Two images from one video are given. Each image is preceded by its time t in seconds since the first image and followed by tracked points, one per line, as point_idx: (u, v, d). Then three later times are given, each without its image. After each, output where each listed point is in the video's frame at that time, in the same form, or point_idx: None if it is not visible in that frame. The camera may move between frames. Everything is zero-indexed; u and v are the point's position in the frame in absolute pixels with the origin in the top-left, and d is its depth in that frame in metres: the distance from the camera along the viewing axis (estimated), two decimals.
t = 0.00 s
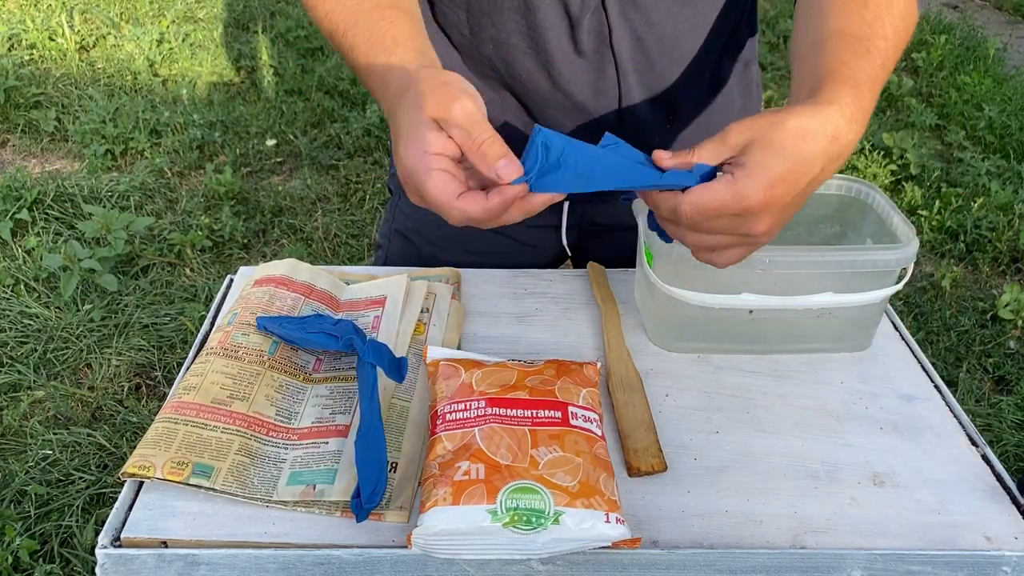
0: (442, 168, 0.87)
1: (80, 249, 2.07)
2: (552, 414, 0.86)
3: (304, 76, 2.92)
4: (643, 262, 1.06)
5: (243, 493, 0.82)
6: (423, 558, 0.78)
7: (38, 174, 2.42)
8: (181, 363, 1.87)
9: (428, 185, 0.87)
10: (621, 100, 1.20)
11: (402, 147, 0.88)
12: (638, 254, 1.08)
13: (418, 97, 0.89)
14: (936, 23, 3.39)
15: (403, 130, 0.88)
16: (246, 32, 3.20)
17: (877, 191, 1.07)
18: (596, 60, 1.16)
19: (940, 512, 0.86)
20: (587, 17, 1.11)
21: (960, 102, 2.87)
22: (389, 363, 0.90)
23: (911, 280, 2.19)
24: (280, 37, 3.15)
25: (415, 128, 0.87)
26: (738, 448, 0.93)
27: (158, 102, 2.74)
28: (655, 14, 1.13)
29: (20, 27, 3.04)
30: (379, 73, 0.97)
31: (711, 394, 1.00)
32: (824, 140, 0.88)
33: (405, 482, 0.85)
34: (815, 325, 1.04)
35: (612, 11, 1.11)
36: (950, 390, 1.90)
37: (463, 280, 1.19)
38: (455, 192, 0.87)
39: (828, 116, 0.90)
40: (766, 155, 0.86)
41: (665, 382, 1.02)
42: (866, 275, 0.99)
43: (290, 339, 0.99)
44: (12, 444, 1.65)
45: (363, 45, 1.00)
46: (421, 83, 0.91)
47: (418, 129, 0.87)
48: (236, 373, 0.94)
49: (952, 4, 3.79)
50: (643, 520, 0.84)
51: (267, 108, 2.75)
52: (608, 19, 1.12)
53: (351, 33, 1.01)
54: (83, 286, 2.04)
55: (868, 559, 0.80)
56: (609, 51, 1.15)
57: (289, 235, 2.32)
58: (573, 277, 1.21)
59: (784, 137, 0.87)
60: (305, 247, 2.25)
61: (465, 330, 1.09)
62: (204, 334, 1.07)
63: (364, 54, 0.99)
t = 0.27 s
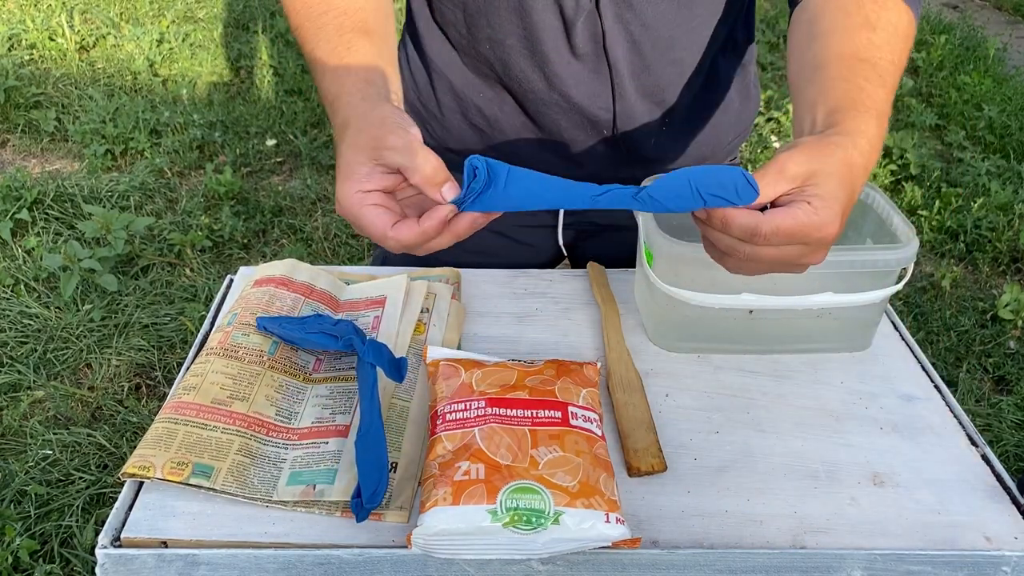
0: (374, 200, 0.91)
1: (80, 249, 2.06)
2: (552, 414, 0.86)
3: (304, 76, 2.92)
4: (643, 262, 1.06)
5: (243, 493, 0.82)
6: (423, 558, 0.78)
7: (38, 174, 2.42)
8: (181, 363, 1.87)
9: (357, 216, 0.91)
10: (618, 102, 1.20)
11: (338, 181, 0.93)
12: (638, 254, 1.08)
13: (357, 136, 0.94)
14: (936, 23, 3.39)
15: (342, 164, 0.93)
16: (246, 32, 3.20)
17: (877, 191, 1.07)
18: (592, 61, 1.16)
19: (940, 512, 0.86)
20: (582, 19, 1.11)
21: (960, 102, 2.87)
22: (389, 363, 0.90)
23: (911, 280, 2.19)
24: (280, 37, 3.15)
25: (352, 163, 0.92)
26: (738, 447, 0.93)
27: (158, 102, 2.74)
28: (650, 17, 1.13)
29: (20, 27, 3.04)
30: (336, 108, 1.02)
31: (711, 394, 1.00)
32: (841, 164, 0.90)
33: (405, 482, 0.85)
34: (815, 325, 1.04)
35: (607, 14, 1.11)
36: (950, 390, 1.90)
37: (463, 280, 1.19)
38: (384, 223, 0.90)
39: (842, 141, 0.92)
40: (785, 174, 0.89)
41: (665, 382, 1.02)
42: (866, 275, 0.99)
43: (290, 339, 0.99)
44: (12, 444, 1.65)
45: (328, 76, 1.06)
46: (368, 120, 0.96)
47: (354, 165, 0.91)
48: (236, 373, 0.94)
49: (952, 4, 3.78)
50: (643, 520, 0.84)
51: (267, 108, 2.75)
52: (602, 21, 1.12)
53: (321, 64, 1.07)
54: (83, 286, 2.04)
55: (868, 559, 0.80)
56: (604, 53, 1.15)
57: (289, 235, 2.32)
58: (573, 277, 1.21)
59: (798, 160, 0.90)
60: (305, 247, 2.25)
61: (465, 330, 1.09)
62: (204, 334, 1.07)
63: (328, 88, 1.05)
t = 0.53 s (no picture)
0: (492, 162, 0.84)
1: (80, 249, 2.07)
2: (552, 414, 0.86)
3: (304, 76, 2.92)
4: (643, 262, 1.06)
5: (243, 493, 0.82)
6: (423, 558, 0.78)
7: (38, 174, 2.42)
8: (181, 363, 1.87)
9: (474, 175, 0.84)
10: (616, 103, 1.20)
11: (452, 139, 0.85)
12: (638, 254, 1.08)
13: (472, 95, 0.87)
14: (936, 24, 3.40)
15: (454, 123, 0.85)
16: (246, 32, 3.20)
17: (877, 191, 1.07)
18: (592, 61, 1.16)
19: (940, 512, 0.86)
20: (583, 17, 1.11)
21: (960, 102, 2.87)
22: (389, 363, 0.89)
23: (911, 280, 2.19)
24: (280, 37, 3.15)
25: (468, 122, 0.84)
26: (738, 447, 0.93)
27: (158, 102, 2.74)
28: (649, 16, 1.14)
29: (20, 27, 3.04)
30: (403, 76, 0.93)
31: (711, 394, 1.00)
32: (771, 174, 0.93)
33: (405, 482, 0.85)
34: (816, 325, 1.04)
35: (607, 12, 1.12)
36: (950, 390, 1.90)
37: (463, 280, 1.19)
38: (511, 183, 0.83)
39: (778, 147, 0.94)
40: (728, 181, 0.89)
41: (665, 382, 1.02)
42: (867, 275, 0.99)
43: (290, 339, 0.98)
44: (12, 444, 1.65)
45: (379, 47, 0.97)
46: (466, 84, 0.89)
47: (469, 123, 0.84)
48: (236, 373, 0.94)
49: (952, 5, 3.78)
50: (643, 520, 0.84)
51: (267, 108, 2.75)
52: (603, 19, 1.12)
53: (369, 34, 0.98)
54: (83, 286, 2.04)
55: (868, 559, 0.80)
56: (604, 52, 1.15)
57: (289, 235, 2.32)
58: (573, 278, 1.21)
59: (751, 163, 0.90)
60: (305, 247, 2.25)
61: (465, 330, 1.09)
62: (204, 334, 1.07)
63: (385, 56, 0.96)
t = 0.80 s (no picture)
0: (526, 150, 0.80)
1: (80, 249, 2.07)
2: (552, 414, 0.86)
3: (304, 76, 2.92)
4: (643, 262, 1.06)
5: (243, 493, 0.83)
6: (423, 558, 0.78)
7: (38, 174, 2.42)
8: (181, 363, 1.87)
9: (506, 161, 0.79)
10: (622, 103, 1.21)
11: (493, 118, 0.80)
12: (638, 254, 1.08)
13: (512, 86, 0.84)
14: (936, 24, 3.40)
15: (495, 106, 0.81)
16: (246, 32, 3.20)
17: (877, 191, 1.07)
18: (598, 61, 1.16)
19: (940, 512, 0.86)
20: (591, 16, 1.12)
21: (960, 102, 2.87)
22: (389, 363, 0.89)
23: (911, 280, 2.19)
24: (280, 37, 3.15)
25: (511, 108, 0.81)
26: (738, 448, 0.93)
27: (158, 102, 2.74)
28: (657, 14, 1.14)
29: (20, 27, 3.04)
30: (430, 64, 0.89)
31: (711, 394, 1.00)
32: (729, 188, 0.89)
33: (405, 481, 0.85)
34: (815, 325, 1.04)
35: (616, 9, 1.12)
36: (950, 390, 1.90)
37: (463, 280, 1.19)
38: (540, 177, 0.80)
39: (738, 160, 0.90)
40: (696, 190, 0.84)
41: (665, 382, 1.02)
42: (867, 275, 0.99)
43: (289, 339, 0.98)
44: (12, 444, 1.65)
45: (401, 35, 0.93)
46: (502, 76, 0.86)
47: (511, 110, 0.81)
48: (236, 373, 0.94)
49: (952, 4, 3.78)
50: (643, 520, 0.84)
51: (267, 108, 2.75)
52: (611, 17, 1.13)
53: (390, 22, 0.94)
54: (83, 286, 2.04)
55: (868, 559, 0.80)
56: (611, 51, 1.15)
57: (289, 235, 2.32)
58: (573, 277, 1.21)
59: (720, 174, 0.85)
60: (305, 247, 2.25)
61: (465, 330, 1.09)
62: (204, 334, 1.07)
63: (410, 44, 0.91)
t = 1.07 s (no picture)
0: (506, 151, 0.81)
1: (80, 249, 2.07)
2: (552, 414, 0.86)
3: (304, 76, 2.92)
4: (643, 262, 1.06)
5: (243, 493, 0.82)
6: (423, 558, 0.78)
7: (38, 174, 2.42)
8: (181, 363, 1.88)
9: (485, 165, 0.81)
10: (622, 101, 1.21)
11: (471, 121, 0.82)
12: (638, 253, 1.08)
13: (497, 78, 0.84)
14: (936, 24, 3.40)
15: (476, 105, 0.82)
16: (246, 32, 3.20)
17: (877, 191, 1.07)
18: (596, 61, 1.16)
19: (940, 512, 0.86)
20: (588, 16, 1.12)
21: (960, 102, 2.87)
22: (389, 363, 0.89)
23: (911, 280, 2.19)
24: (280, 37, 3.15)
25: (492, 106, 0.81)
26: (738, 448, 0.93)
27: (158, 102, 2.74)
28: (655, 12, 1.14)
29: (20, 27, 3.04)
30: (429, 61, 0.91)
31: (711, 394, 1.00)
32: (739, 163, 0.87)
33: (405, 481, 0.85)
34: (815, 325, 1.04)
35: (613, 9, 1.12)
36: (950, 390, 1.90)
37: (463, 280, 1.19)
38: (518, 178, 0.81)
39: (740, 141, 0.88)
40: (707, 163, 0.82)
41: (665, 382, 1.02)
42: (867, 276, 0.99)
43: (289, 339, 0.98)
44: (12, 444, 1.65)
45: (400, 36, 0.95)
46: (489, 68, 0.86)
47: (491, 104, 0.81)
48: (235, 373, 0.94)
49: (952, 4, 3.79)
50: (643, 520, 0.84)
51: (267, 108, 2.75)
52: (608, 16, 1.12)
53: (390, 24, 0.96)
54: (83, 285, 2.04)
55: (868, 559, 0.80)
56: (609, 50, 1.15)
57: (289, 235, 2.32)
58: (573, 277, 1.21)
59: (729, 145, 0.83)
60: (305, 247, 2.25)
61: (465, 330, 1.09)
62: (204, 334, 1.07)
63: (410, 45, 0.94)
